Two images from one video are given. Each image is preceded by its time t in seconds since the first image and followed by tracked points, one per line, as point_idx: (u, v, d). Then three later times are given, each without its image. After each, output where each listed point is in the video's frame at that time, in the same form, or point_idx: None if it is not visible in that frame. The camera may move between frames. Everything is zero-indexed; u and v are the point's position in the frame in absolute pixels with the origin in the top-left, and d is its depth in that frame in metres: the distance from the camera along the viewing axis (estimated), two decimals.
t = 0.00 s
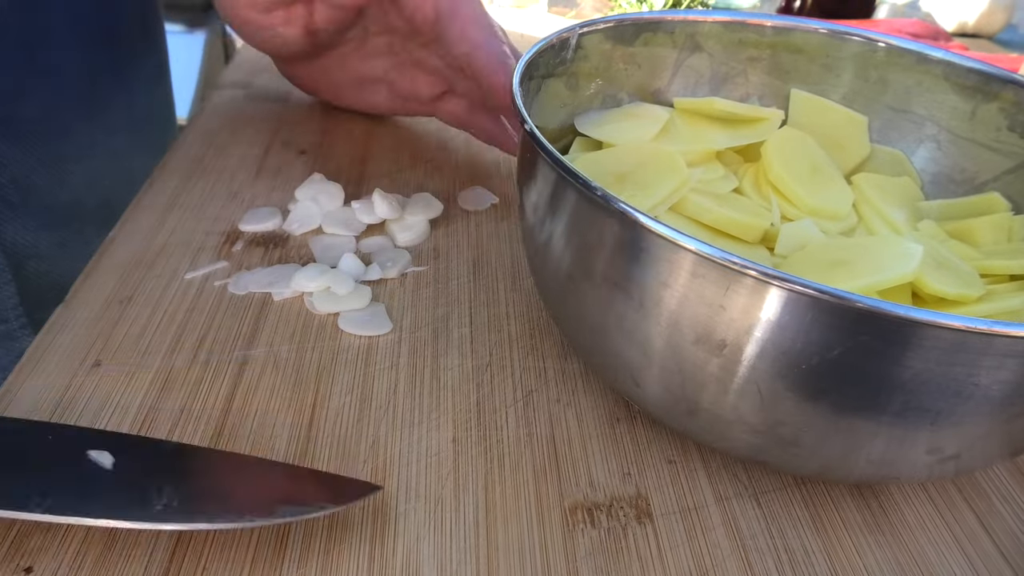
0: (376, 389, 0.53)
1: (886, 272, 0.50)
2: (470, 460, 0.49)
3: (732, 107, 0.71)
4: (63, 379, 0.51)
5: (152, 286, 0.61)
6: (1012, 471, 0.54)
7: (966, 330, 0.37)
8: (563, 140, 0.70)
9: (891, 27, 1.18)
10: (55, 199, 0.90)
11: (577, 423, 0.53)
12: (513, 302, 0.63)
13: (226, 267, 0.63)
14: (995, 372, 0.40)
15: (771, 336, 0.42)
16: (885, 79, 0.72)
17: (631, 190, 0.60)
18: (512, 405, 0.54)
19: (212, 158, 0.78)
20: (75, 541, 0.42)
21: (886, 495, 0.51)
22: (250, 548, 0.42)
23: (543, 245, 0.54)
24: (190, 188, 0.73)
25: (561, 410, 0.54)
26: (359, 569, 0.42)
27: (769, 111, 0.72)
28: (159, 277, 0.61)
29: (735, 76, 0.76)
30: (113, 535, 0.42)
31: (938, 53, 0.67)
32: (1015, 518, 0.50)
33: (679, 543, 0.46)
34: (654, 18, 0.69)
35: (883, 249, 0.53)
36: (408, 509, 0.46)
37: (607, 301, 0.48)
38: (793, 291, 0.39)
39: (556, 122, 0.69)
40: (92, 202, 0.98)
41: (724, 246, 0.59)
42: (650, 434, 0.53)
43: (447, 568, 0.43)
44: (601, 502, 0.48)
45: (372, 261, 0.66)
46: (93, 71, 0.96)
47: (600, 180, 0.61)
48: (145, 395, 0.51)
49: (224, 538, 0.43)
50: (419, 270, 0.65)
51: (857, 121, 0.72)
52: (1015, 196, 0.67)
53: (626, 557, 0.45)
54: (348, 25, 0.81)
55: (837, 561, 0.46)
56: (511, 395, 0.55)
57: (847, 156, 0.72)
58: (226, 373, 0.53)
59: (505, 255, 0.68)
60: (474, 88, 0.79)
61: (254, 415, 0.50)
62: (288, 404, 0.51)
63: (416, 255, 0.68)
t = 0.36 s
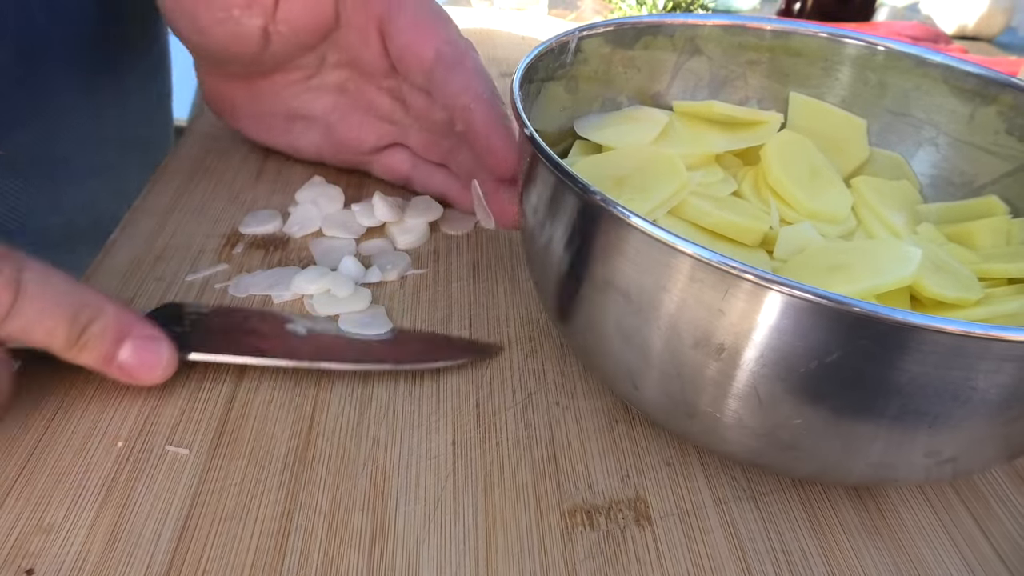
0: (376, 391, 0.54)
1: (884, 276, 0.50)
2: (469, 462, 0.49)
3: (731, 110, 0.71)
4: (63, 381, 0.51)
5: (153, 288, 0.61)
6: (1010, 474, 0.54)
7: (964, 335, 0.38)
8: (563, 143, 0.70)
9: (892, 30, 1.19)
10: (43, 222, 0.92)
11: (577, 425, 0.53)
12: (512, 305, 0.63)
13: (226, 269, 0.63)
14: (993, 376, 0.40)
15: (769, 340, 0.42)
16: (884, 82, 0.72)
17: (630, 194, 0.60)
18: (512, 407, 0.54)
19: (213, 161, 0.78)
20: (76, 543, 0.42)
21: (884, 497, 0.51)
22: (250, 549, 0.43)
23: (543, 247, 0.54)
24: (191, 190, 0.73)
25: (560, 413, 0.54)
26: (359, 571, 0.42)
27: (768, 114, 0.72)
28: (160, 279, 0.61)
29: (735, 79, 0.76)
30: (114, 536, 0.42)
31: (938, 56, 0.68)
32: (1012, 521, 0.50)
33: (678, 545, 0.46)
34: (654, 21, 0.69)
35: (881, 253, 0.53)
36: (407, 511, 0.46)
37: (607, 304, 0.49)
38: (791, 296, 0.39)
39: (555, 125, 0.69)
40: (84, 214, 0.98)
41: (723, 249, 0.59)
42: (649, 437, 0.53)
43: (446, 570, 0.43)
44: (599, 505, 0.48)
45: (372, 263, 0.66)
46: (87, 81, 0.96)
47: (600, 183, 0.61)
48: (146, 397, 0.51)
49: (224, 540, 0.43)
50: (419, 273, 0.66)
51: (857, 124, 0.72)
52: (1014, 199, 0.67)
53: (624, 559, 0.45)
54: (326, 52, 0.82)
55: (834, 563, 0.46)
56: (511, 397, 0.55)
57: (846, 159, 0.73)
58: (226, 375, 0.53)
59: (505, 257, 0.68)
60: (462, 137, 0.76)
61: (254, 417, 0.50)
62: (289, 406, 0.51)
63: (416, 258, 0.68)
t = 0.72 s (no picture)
0: (377, 395, 0.54)
1: (885, 281, 0.50)
2: (470, 466, 0.50)
3: (732, 116, 0.72)
4: (65, 385, 0.51)
5: (155, 290, 0.61)
6: (1010, 479, 0.54)
7: (962, 341, 0.38)
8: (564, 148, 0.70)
9: (891, 34, 1.19)
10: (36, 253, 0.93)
11: (577, 429, 0.53)
12: (513, 309, 0.63)
13: (229, 272, 0.63)
14: (992, 382, 0.40)
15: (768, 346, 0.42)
16: (884, 88, 0.72)
17: (631, 199, 0.60)
18: (512, 410, 0.54)
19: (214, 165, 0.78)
20: (79, 546, 0.42)
21: (884, 502, 0.51)
22: (252, 553, 0.43)
23: (543, 253, 0.54)
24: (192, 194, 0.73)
25: (561, 417, 0.54)
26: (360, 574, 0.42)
27: (769, 120, 0.73)
28: (161, 282, 0.61)
29: (735, 84, 0.76)
30: (117, 539, 0.43)
31: (937, 61, 0.68)
32: (1012, 526, 0.51)
33: (678, 549, 0.46)
34: (655, 26, 0.70)
35: (881, 258, 0.53)
36: (408, 515, 0.46)
37: (607, 309, 0.49)
38: (791, 303, 0.39)
39: (556, 130, 0.69)
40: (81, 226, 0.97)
41: (723, 254, 0.59)
42: (649, 441, 0.53)
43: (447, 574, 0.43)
44: (599, 509, 0.48)
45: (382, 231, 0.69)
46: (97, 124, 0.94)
47: (601, 188, 0.62)
48: (148, 401, 0.51)
49: (227, 543, 0.43)
50: (420, 276, 0.66)
51: (857, 130, 0.73)
52: (1014, 203, 0.68)
53: (625, 562, 0.45)
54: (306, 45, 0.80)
55: (834, 568, 0.47)
56: (511, 401, 0.55)
57: (845, 166, 0.73)
58: (228, 379, 0.53)
59: (506, 262, 0.68)
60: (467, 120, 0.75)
61: (256, 421, 0.50)
62: (290, 410, 0.51)
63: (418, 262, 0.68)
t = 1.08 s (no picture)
0: (356, 404, 0.55)
1: (857, 294, 0.50)
2: (446, 474, 0.51)
3: (714, 127, 0.72)
4: (49, 394, 0.52)
5: (140, 299, 0.61)
6: (978, 484, 0.55)
7: (926, 358, 0.39)
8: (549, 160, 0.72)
9: (879, 42, 1.20)
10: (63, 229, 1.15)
11: (553, 438, 0.54)
12: (493, 319, 0.64)
13: (214, 281, 0.64)
14: (952, 396, 0.41)
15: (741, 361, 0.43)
16: (863, 100, 0.72)
17: (610, 211, 0.61)
18: (490, 419, 0.55)
19: (203, 173, 0.79)
20: (59, 555, 0.43)
21: (853, 508, 0.52)
22: (228, 561, 0.44)
23: (520, 265, 0.55)
24: (180, 203, 0.74)
25: (537, 427, 0.55)
26: None
27: (750, 131, 0.73)
28: (147, 292, 0.62)
29: (718, 95, 0.76)
30: (96, 547, 0.44)
31: (915, 74, 0.67)
32: (979, 532, 0.52)
33: (648, 556, 0.47)
34: (637, 39, 0.70)
35: (854, 272, 0.53)
36: (383, 523, 0.47)
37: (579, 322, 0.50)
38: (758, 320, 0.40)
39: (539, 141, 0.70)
40: (95, 194, 1.17)
41: (702, 265, 0.59)
42: (623, 449, 0.54)
43: None
44: (571, 517, 0.49)
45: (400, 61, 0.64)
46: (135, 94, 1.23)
47: (582, 201, 0.62)
48: (130, 411, 0.52)
49: (203, 551, 0.44)
50: (403, 286, 0.67)
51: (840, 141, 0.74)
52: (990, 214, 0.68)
53: (594, 569, 0.46)
54: None
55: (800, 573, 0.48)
56: (489, 410, 0.56)
57: (826, 173, 0.74)
58: (210, 388, 0.54)
59: (488, 272, 0.69)
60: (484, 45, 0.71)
61: (235, 430, 0.51)
62: (270, 420, 0.52)
63: (400, 271, 0.69)
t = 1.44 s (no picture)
0: (221, 441, 0.57)
1: (682, 316, 0.53)
2: (302, 507, 0.53)
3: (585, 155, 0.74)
4: None
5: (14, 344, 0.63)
6: (816, 486, 0.59)
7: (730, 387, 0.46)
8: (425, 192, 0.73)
9: (774, 61, 1.25)
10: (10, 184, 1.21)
11: (413, 465, 0.57)
12: (368, 351, 0.67)
13: (90, 323, 0.65)
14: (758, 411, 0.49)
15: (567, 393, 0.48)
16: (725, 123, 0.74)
17: (473, 243, 0.63)
18: (353, 449, 0.58)
19: (92, 209, 0.80)
20: None
21: (695, 516, 0.56)
22: None
23: (371, 303, 0.56)
24: (66, 243, 0.75)
25: (399, 454, 0.58)
26: None
27: (621, 157, 0.75)
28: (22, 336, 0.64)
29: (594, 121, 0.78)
30: None
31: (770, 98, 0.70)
32: (811, 534, 0.55)
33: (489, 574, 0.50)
34: (509, 73, 0.71)
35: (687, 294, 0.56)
36: (234, 557, 0.50)
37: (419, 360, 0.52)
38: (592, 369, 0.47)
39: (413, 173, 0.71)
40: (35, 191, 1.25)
41: (559, 292, 0.62)
42: (480, 472, 0.57)
43: None
44: (420, 540, 0.52)
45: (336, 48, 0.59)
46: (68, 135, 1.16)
47: (449, 234, 0.65)
48: None
49: None
50: (282, 320, 0.69)
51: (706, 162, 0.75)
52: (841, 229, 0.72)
53: None
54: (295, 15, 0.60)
55: None
56: (353, 441, 0.59)
57: (696, 197, 0.76)
58: (76, 433, 0.56)
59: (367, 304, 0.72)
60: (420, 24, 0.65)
61: (96, 474, 0.53)
62: (133, 462, 0.54)
63: (281, 305, 0.71)
